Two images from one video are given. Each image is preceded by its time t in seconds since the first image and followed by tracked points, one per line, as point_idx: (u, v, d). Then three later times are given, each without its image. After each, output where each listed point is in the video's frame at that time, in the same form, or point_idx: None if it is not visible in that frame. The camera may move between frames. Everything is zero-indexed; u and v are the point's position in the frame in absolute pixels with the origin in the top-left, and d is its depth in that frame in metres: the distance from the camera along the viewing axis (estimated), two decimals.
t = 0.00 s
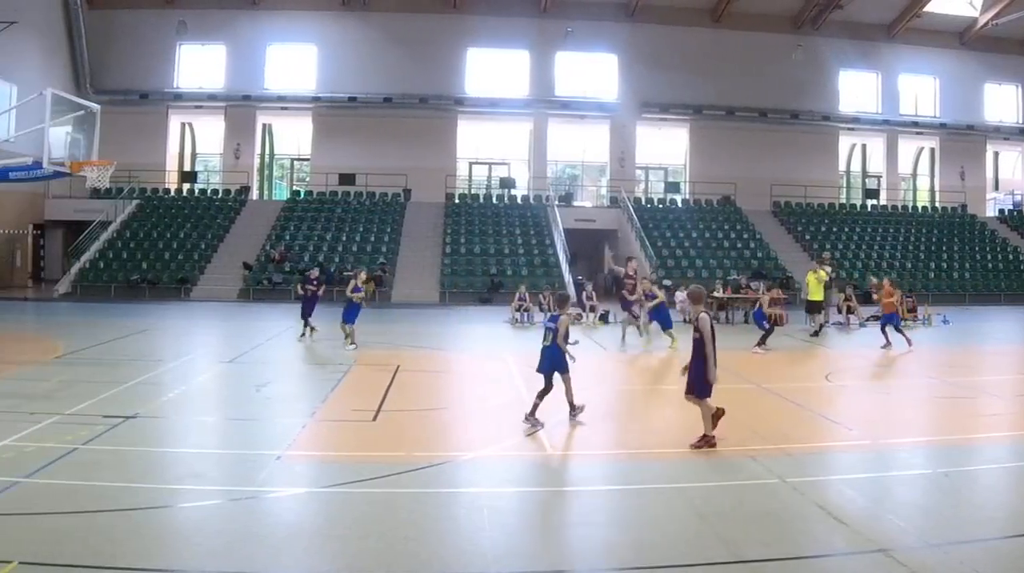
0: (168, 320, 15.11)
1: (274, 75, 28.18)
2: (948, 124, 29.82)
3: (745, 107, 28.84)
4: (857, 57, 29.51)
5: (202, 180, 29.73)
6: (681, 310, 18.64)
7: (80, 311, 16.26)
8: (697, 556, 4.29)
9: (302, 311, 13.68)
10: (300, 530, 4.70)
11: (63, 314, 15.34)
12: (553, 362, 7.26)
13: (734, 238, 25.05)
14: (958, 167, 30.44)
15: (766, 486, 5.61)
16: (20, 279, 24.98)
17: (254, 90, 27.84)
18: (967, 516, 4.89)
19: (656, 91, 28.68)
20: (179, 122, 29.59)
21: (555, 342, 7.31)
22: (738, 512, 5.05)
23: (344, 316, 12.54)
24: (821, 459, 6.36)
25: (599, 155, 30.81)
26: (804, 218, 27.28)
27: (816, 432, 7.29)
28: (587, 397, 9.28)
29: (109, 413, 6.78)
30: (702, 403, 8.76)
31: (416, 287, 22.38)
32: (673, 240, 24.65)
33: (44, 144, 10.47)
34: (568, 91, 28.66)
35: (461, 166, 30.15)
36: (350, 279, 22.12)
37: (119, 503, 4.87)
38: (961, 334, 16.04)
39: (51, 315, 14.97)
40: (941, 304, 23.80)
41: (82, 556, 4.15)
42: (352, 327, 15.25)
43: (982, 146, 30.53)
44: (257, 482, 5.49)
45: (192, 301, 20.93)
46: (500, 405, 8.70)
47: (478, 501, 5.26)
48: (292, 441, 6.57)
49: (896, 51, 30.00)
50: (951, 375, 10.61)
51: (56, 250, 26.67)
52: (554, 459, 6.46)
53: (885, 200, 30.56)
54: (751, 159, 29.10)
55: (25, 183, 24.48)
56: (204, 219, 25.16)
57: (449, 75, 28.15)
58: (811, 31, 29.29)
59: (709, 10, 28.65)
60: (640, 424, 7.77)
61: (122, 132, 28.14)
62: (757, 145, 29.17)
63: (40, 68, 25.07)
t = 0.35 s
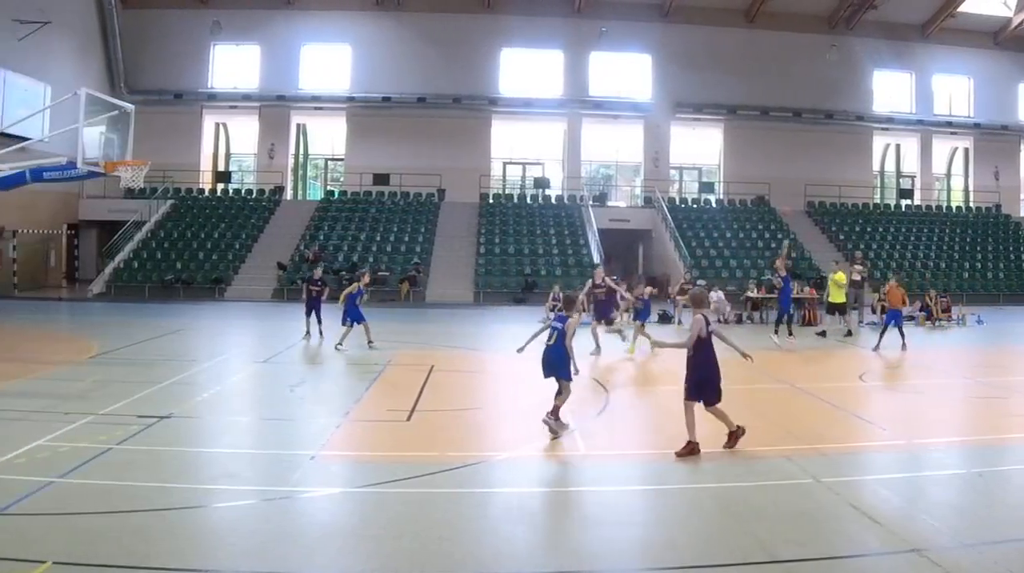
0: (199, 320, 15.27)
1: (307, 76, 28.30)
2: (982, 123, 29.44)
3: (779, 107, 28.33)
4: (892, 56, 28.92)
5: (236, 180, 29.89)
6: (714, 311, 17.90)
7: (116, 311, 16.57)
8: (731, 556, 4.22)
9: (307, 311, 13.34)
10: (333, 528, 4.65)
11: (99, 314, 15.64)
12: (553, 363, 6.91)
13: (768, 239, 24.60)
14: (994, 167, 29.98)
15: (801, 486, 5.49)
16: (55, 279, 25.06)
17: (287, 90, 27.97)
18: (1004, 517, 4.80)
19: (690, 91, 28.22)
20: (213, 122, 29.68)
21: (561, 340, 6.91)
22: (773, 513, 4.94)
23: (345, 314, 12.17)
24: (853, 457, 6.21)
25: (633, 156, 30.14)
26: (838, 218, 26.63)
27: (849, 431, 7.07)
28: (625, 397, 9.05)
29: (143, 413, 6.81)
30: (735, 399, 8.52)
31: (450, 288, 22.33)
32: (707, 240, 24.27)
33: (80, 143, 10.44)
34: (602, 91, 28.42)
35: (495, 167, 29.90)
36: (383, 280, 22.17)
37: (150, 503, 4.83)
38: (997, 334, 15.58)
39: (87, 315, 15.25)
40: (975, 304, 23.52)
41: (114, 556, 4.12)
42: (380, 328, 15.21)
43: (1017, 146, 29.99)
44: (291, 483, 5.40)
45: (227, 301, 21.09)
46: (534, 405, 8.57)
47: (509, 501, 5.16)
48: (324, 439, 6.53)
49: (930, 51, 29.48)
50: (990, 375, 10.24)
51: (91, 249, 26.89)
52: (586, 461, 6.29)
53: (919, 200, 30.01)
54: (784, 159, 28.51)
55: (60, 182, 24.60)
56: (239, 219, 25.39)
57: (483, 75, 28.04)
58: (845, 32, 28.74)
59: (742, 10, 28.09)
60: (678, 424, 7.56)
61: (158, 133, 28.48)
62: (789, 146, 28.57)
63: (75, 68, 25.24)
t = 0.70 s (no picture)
0: (232, 320, 15.42)
1: (341, 76, 27.98)
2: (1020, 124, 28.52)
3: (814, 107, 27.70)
4: (925, 56, 28.15)
5: (271, 180, 29.41)
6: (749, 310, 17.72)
7: (153, 311, 16.86)
8: (764, 557, 4.13)
9: (317, 312, 13.00)
10: (365, 525, 4.61)
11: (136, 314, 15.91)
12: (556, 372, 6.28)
13: (802, 239, 24.08)
14: None
15: (836, 486, 5.33)
16: (89, 280, 25.00)
17: (321, 89, 27.72)
18: None
19: (725, 90, 27.75)
20: (247, 121, 29.47)
21: (567, 345, 6.33)
22: (808, 515, 4.80)
23: (363, 312, 12.09)
24: (884, 457, 6.00)
25: (667, 155, 29.83)
26: (871, 218, 25.97)
27: (882, 431, 6.79)
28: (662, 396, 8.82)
29: (178, 413, 6.84)
30: (767, 397, 8.22)
31: (483, 287, 22.24)
32: (741, 239, 23.92)
33: (114, 144, 10.52)
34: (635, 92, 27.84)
35: (530, 167, 29.67)
36: (416, 280, 22.12)
37: (180, 502, 4.79)
38: None
39: (124, 315, 15.52)
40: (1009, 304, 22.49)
41: (148, 556, 4.11)
42: (411, 328, 15.18)
43: None
44: (326, 484, 5.31)
45: (261, 301, 21.24)
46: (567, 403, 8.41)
47: (542, 501, 5.03)
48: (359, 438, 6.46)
49: (964, 51, 28.59)
50: None
51: (125, 249, 26.88)
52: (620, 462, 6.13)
53: (954, 200, 29.03)
54: (818, 159, 27.91)
55: (93, 182, 24.39)
56: (273, 219, 25.51)
57: (518, 74, 27.66)
58: (880, 31, 28.05)
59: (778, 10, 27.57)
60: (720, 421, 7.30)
61: (191, 134, 28.21)
62: (823, 146, 27.96)
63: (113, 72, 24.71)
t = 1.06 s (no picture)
0: (265, 320, 15.54)
1: (376, 76, 27.32)
2: None
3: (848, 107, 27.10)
4: (958, 56, 27.47)
5: (305, 180, 28.93)
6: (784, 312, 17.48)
7: (189, 311, 17.10)
8: (797, 556, 4.04)
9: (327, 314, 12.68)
10: (398, 522, 4.59)
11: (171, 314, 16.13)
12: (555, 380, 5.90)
13: (835, 239, 23.49)
14: None
15: (870, 484, 5.14)
16: (123, 280, 24.54)
17: (355, 90, 27.17)
18: None
19: (759, 91, 27.07)
20: (281, 122, 28.84)
21: (567, 352, 5.91)
22: (843, 514, 4.64)
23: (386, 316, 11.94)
24: (913, 457, 5.70)
25: (702, 155, 29.45)
26: (904, 217, 25.20)
27: (917, 431, 6.42)
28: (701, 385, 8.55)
29: (212, 413, 6.85)
30: (803, 397, 7.76)
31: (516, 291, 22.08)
32: (776, 238, 23.46)
33: (149, 144, 10.42)
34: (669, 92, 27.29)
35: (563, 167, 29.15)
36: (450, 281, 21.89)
37: (208, 503, 4.76)
38: None
39: (161, 315, 15.76)
40: None
41: (184, 556, 4.08)
42: (442, 328, 15.08)
43: None
44: (360, 486, 5.21)
45: (294, 300, 21.41)
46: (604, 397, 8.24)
47: (575, 499, 4.90)
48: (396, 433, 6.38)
49: (998, 51, 27.87)
50: None
51: (159, 249, 26.65)
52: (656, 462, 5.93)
53: (986, 200, 28.56)
54: (853, 159, 27.24)
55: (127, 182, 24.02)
56: (307, 219, 25.09)
57: (554, 73, 27.06)
58: (913, 32, 27.36)
59: (812, 10, 26.95)
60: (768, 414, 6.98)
61: (225, 134, 27.72)
62: (857, 145, 27.31)
63: (147, 71, 24.59)
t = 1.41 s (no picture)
0: (296, 320, 15.58)
1: (413, 77, 26.68)
2: None
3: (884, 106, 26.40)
4: (994, 56, 26.79)
5: (340, 180, 28.42)
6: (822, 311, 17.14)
7: (219, 311, 17.15)
8: (833, 555, 3.98)
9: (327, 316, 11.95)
10: (432, 520, 4.55)
11: (206, 314, 16.26)
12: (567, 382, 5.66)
13: (870, 239, 23.16)
14: None
15: (901, 479, 5.01)
16: (158, 280, 24.22)
17: (391, 90, 26.43)
18: None
19: (796, 92, 26.48)
20: (315, 121, 28.52)
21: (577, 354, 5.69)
22: (877, 512, 4.53)
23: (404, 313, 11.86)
24: (947, 456, 5.46)
25: (739, 155, 29.04)
26: (941, 217, 24.80)
27: (953, 430, 6.15)
28: (736, 380, 8.45)
29: (248, 413, 6.82)
30: (840, 397, 7.45)
31: (550, 291, 21.78)
32: (811, 238, 23.12)
33: (184, 144, 10.27)
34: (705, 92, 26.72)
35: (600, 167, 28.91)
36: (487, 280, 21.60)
37: (240, 503, 4.74)
38: None
39: (192, 315, 15.85)
40: None
41: (220, 556, 4.06)
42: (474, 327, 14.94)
43: None
44: (395, 485, 5.14)
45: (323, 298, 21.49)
46: (638, 390, 8.17)
47: (612, 499, 4.80)
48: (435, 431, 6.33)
49: None
50: None
51: (194, 250, 26.41)
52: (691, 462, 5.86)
53: None
54: (889, 159, 26.66)
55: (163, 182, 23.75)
56: (342, 219, 24.77)
57: (591, 74, 26.39)
58: (949, 31, 26.64)
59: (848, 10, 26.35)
60: (804, 410, 6.88)
61: (259, 134, 27.23)
62: (892, 146, 26.72)
63: (183, 71, 24.31)
